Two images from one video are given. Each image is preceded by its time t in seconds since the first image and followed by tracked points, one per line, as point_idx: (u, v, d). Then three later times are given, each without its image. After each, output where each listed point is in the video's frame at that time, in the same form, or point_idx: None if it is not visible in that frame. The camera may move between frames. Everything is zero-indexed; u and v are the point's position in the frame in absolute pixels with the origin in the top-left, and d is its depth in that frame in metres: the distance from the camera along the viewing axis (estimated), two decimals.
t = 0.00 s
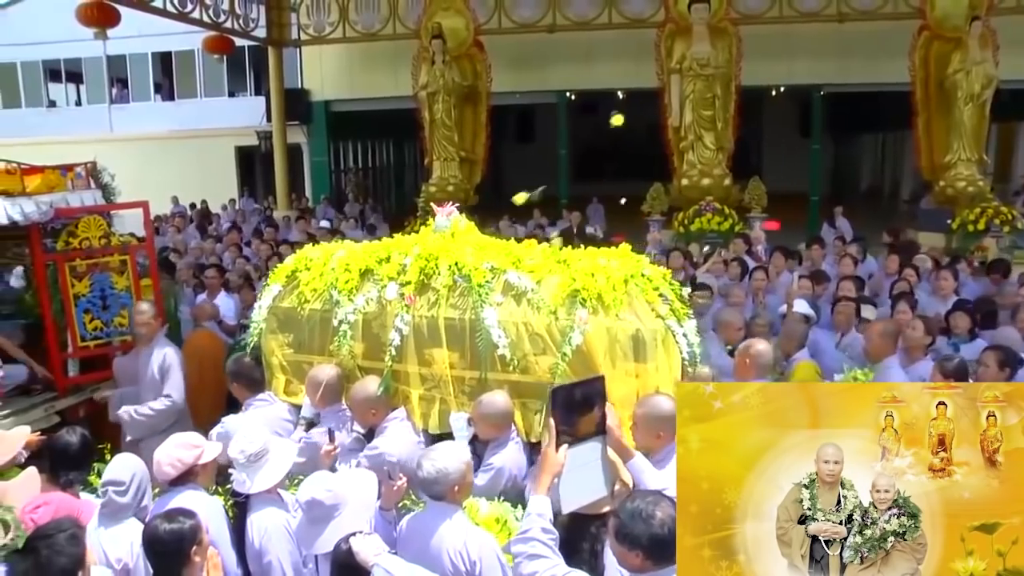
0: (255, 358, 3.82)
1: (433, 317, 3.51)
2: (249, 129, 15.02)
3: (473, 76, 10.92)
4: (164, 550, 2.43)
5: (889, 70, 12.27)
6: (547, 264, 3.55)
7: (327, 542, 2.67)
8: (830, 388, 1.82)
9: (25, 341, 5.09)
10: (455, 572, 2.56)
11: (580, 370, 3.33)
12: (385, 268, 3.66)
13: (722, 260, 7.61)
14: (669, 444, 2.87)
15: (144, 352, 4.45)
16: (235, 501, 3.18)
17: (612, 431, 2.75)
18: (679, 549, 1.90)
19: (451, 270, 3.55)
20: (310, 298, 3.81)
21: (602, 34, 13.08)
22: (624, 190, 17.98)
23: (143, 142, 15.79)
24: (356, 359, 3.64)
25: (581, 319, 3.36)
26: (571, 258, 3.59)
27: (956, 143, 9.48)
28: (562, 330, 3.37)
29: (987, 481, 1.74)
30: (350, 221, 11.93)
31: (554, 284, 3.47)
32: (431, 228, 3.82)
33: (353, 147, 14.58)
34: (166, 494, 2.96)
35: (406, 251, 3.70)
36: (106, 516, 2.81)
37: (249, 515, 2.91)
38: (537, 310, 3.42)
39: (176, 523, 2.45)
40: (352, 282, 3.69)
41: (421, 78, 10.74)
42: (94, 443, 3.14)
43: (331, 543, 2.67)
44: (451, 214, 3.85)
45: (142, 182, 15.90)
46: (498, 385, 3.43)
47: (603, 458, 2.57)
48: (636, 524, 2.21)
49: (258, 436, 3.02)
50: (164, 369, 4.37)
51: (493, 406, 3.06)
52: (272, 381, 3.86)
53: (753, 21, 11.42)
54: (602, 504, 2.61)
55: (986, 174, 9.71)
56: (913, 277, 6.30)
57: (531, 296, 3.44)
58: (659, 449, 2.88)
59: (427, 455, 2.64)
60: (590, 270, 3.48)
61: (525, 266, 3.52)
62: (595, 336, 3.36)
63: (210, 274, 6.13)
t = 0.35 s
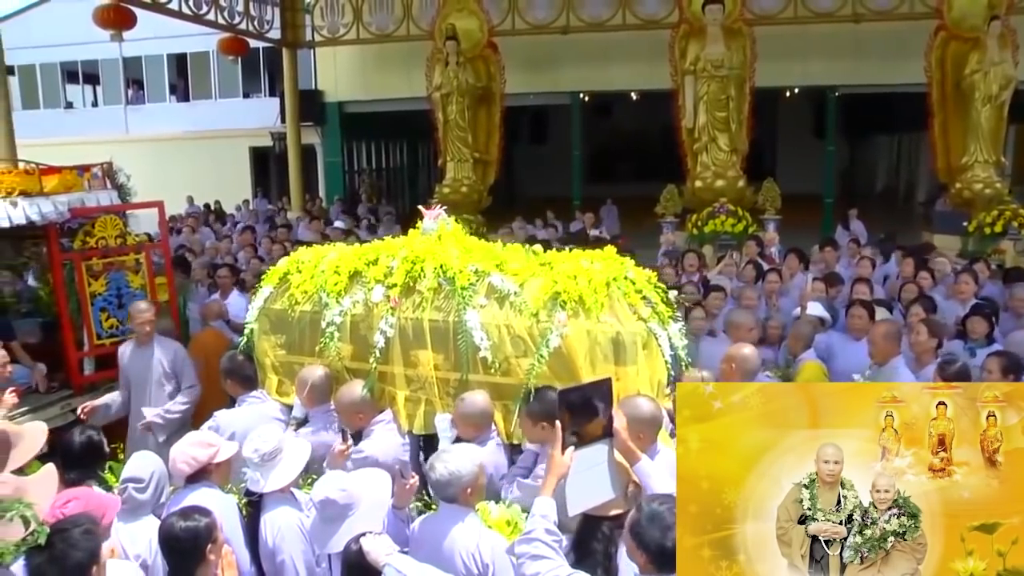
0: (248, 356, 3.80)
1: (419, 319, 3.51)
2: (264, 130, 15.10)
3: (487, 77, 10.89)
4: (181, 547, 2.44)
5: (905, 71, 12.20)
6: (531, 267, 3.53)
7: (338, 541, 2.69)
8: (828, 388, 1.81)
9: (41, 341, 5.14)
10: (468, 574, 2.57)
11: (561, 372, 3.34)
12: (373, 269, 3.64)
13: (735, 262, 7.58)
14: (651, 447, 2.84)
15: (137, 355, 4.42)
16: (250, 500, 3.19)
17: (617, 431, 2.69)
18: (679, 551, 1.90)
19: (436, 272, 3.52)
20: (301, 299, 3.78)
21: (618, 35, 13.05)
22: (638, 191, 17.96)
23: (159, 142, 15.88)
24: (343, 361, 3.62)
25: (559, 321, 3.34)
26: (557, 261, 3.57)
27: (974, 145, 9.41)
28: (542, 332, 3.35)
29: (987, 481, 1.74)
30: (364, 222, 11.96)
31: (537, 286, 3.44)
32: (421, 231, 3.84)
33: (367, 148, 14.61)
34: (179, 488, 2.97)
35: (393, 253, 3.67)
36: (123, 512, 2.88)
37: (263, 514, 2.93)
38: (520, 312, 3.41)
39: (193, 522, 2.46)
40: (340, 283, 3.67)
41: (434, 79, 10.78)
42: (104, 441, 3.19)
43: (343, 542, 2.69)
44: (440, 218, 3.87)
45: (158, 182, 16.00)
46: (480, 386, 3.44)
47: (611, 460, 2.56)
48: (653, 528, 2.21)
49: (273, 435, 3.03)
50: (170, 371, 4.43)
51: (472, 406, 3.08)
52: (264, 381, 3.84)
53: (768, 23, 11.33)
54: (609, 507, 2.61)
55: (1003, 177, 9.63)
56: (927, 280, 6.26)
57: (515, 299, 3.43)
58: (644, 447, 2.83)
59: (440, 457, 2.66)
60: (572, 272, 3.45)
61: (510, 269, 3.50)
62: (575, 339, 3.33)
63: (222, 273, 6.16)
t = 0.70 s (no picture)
0: (245, 357, 3.84)
1: (413, 320, 3.51)
2: (285, 131, 15.19)
3: (508, 77, 10.91)
4: (202, 545, 2.44)
5: (929, 70, 12.10)
6: (524, 268, 3.53)
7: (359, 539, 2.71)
8: (829, 389, 1.80)
9: (65, 338, 5.47)
10: None
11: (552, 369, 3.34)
12: (369, 270, 3.66)
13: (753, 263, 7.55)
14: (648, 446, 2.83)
15: (128, 354, 4.43)
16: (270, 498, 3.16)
17: (639, 431, 2.58)
18: (679, 551, 1.89)
19: (430, 273, 3.54)
20: (297, 300, 3.80)
21: (639, 35, 13.03)
22: (658, 192, 17.92)
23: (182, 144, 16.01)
24: (338, 361, 3.63)
25: (551, 322, 3.34)
26: (550, 261, 3.57)
27: (998, 144, 9.31)
28: (534, 332, 3.35)
29: (987, 481, 1.74)
30: (385, 222, 11.99)
31: (530, 286, 3.43)
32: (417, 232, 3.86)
33: (387, 148, 14.67)
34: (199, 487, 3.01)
35: (387, 254, 3.68)
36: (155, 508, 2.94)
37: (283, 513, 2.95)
38: (512, 312, 3.41)
39: (214, 519, 2.47)
40: (336, 284, 3.68)
41: (455, 80, 10.82)
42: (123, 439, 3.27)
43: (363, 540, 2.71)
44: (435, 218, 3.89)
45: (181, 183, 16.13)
46: (474, 386, 3.42)
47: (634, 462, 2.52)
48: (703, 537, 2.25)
49: (292, 434, 3.05)
50: (165, 365, 4.48)
51: (465, 404, 3.07)
52: (261, 381, 3.84)
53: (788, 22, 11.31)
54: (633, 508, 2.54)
55: None
56: (948, 282, 6.20)
57: (507, 299, 3.44)
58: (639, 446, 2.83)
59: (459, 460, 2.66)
60: (563, 273, 3.44)
61: (504, 269, 3.53)
62: (566, 338, 3.33)
63: (240, 273, 6.21)
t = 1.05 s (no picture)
0: (242, 353, 3.89)
1: (408, 318, 3.55)
2: (301, 130, 15.27)
3: (524, 76, 10.93)
4: (219, 541, 2.46)
5: (949, 69, 12.00)
6: (517, 266, 3.54)
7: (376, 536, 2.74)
8: (829, 389, 1.79)
9: (85, 335, 5.56)
10: (506, 573, 2.57)
11: (544, 367, 3.35)
12: (364, 267, 3.69)
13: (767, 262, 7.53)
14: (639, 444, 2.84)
15: (132, 351, 4.47)
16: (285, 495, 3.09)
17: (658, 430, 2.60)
18: (679, 548, 1.89)
19: (425, 270, 3.56)
20: (294, 297, 3.85)
21: (655, 33, 13.00)
22: (674, 191, 17.87)
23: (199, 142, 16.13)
24: (333, 357, 3.67)
25: (543, 320, 3.34)
26: (544, 258, 3.57)
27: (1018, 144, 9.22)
28: (526, 330, 3.37)
29: (987, 481, 1.73)
30: (401, 220, 12.03)
31: (524, 284, 3.44)
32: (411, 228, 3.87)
33: (404, 147, 14.70)
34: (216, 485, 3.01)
35: (383, 251, 3.70)
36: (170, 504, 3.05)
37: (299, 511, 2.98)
38: (505, 309, 3.42)
39: (231, 516, 2.48)
40: (332, 281, 3.72)
41: (472, 79, 10.83)
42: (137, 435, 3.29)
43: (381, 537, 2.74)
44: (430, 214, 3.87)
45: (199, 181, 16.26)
46: (467, 382, 3.46)
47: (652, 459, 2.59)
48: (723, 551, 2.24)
49: (307, 432, 3.03)
50: (169, 358, 4.53)
51: (459, 401, 3.12)
52: (260, 376, 3.91)
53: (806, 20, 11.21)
54: (657, 507, 2.57)
55: None
56: (966, 282, 6.15)
57: (501, 297, 3.45)
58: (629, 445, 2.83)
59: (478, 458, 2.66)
60: (557, 271, 3.43)
61: (497, 267, 3.52)
62: (559, 336, 3.33)
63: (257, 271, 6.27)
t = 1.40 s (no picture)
0: (243, 349, 3.95)
1: (400, 315, 3.55)
2: (321, 129, 15.36)
3: (544, 76, 10.97)
4: (239, 538, 2.47)
5: (973, 66, 11.88)
6: (505, 266, 3.54)
7: (394, 532, 2.73)
8: (829, 389, 1.79)
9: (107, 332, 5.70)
10: (526, 572, 2.52)
11: (529, 365, 3.34)
12: (358, 266, 3.70)
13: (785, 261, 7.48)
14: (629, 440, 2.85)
15: (163, 347, 4.53)
16: (304, 492, 3.17)
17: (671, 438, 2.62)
18: (678, 550, 1.88)
19: (416, 269, 3.57)
20: (293, 294, 3.89)
21: (674, 33, 12.98)
22: (693, 191, 17.81)
23: (221, 141, 16.25)
24: (327, 353, 3.69)
25: (528, 317, 3.34)
26: (535, 257, 3.57)
27: None
28: (510, 328, 3.36)
29: (987, 481, 1.73)
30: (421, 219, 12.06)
31: (510, 283, 3.43)
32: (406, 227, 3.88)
33: (424, 146, 14.75)
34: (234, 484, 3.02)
35: (377, 250, 3.72)
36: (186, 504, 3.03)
37: (318, 508, 2.98)
38: (491, 309, 3.42)
39: (250, 512, 2.49)
40: (329, 278, 3.75)
41: (492, 77, 10.86)
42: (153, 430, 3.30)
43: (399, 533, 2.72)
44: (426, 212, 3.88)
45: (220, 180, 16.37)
46: (455, 380, 3.46)
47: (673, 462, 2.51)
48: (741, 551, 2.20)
49: (328, 430, 3.07)
50: (198, 356, 4.60)
51: (448, 399, 3.13)
52: (263, 371, 3.97)
53: (828, 18, 11.27)
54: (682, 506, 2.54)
55: None
56: (988, 283, 6.09)
57: (488, 296, 3.44)
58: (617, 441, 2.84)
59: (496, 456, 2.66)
60: (544, 270, 3.44)
61: (487, 266, 3.53)
62: (543, 335, 3.34)
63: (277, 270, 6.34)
